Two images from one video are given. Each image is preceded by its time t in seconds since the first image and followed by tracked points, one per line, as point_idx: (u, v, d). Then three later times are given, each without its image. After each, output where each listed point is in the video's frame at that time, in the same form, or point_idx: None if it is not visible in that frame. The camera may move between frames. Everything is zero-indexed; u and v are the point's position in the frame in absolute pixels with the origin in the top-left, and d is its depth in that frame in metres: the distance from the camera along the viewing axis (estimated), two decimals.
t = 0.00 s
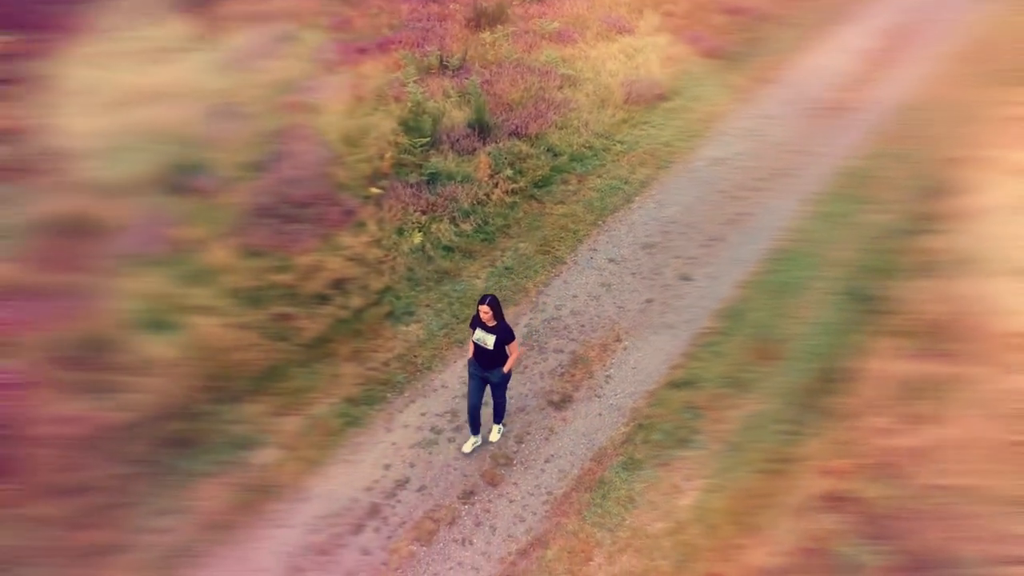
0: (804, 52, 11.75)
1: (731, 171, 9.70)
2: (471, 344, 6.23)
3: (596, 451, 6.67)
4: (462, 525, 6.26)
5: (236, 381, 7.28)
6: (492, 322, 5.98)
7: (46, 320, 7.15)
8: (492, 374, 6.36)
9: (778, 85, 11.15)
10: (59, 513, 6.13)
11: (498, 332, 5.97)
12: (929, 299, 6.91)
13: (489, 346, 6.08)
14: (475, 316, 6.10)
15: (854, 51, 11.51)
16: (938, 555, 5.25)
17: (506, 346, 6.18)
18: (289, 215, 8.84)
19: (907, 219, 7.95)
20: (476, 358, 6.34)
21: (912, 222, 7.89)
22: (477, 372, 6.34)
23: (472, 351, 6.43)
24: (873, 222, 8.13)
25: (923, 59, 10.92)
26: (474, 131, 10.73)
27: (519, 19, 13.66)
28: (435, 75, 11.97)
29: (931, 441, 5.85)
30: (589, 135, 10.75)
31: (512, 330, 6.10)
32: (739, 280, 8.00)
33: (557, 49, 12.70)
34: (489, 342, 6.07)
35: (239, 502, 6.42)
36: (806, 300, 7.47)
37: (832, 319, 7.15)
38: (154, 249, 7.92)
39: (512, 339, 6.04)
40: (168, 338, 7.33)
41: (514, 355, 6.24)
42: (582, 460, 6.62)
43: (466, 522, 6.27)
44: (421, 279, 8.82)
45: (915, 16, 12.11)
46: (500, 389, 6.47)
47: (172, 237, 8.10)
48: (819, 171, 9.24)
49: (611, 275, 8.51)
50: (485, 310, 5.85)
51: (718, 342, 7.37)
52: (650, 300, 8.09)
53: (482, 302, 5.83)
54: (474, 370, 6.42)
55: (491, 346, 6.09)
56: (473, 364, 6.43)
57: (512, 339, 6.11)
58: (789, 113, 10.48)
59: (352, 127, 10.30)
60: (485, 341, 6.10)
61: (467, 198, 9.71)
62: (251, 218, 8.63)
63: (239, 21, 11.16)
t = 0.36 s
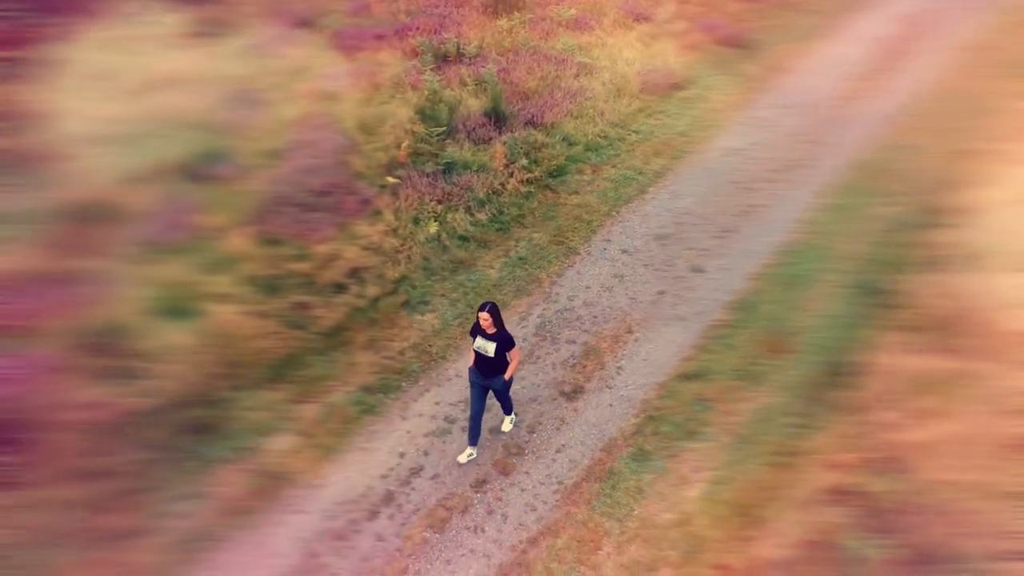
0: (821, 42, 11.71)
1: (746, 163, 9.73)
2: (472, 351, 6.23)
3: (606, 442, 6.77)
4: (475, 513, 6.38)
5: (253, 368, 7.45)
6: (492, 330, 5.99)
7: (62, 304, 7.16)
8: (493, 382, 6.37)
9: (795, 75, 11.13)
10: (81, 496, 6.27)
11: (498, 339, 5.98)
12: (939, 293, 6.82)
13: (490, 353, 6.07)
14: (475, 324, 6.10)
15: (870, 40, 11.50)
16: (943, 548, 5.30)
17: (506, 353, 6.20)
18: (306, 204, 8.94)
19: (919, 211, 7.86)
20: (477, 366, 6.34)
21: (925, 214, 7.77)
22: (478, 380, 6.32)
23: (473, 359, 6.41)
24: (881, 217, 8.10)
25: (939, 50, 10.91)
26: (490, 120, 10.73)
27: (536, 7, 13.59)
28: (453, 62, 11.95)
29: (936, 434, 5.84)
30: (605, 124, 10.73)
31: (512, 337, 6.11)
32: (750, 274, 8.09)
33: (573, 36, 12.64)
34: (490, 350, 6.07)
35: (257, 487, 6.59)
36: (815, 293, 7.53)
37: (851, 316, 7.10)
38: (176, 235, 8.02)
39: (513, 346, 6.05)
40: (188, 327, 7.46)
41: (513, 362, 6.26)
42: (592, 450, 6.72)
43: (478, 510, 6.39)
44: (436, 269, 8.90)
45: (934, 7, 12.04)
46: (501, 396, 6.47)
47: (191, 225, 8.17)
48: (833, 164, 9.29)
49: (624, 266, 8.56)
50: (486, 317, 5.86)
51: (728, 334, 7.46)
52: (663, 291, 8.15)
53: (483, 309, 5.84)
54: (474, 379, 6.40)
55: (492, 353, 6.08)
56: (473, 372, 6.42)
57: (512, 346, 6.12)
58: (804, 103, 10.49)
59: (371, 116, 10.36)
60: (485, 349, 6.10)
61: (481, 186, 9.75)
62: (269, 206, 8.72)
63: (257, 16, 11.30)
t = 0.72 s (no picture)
0: (839, 28, 11.59)
1: (761, 151, 9.71)
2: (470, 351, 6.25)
3: (616, 430, 6.87)
4: (486, 498, 6.52)
5: (273, 353, 7.57)
6: (489, 330, 5.98)
7: (78, 287, 7.40)
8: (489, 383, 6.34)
9: (812, 62, 11.06)
10: (105, 477, 6.49)
11: (495, 339, 5.99)
12: (948, 285, 6.93)
13: (486, 353, 6.08)
14: (472, 323, 6.11)
15: (887, 28, 11.41)
16: (938, 539, 5.52)
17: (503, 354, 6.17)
18: (324, 189, 9.04)
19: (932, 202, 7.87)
20: (474, 366, 6.33)
21: (936, 207, 7.79)
22: (474, 380, 6.33)
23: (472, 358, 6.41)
24: (893, 207, 8.14)
25: (954, 38, 10.86)
26: (506, 107, 10.58)
27: None
28: (469, 48, 11.79)
29: (943, 429, 6.01)
30: (620, 111, 10.69)
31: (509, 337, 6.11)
32: (761, 264, 8.14)
33: (590, 20, 12.53)
34: (486, 349, 6.08)
35: (276, 470, 6.80)
36: (824, 285, 7.60)
37: (861, 306, 7.18)
38: (196, 220, 8.15)
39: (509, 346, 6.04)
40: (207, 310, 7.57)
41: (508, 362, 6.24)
42: (602, 438, 6.82)
43: (490, 496, 6.53)
44: (451, 256, 8.83)
45: None
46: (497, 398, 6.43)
47: (210, 210, 8.26)
48: (847, 154, 9.29)
49: (636, 255, 8.62)
50: (482, 318, 5.83)
51: (739, 324, 7.54)
52: (674, 281, 8.21)
53: (480, 309, 5.81)
54: (471, 379, 6.41)
55: (488, 353, 6.08)
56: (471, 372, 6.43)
57: (509, 346, 6.12)
58: (819, 92, 10.48)
59: (388, 101, 10.39)
60: (481, 349, 6.11)
61: (496, 174, 9.63)
62: (286, 189, 8.80)
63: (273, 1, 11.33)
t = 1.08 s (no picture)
0: (858, 13, 11.48)
1: (775, 138, 9.70)
2: (471, 347, 6.33)
3: (626, 415, 6.98)
4: (498, 481, 6.66)
5: (291, 335, 7.75)
6: (490, 327, 6.04)
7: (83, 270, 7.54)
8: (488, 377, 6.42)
9: (829, 47, 10.98)
10: (126, 455, 6.67)
11: (496, 337, 6.04)
12: (958, 275, 6.95)
13: (487, 350, 6.15)
14: (474, 320, 6.18)
15: (904, 13, 11.32)
16: (942, 529, 5.56)
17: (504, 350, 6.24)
18: (342, 172, 9.18)
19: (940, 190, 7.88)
20: (476, 360, 6.46)
21: (945, 194, 7.81)
22: (475, 373, 6.45)
23: (473, 353, 6.52)
24: (906, 195, 8.14)
25: (970, 22, 10.80)
26: (521, 91, 10.56)
27: None
28: (486, 31, 11.77)
29: (948, 419, 6.07)
30: (636, 96, 10.67)
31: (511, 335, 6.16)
32: (772, 252, 8.20)
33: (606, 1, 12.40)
34: (488, 346, 6.14)
35: (293, 451, 6.99)
36: (834, 274, 7.65)
37: (870, 295, 7.23)
38: (216, 204, 8.31)
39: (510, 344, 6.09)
40: (225, 294, 7.76)
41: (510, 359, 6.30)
42: (612, 423, 6.94)
43: (501, 478, 6.68)
44: (465, 241, 8.90)
45: None
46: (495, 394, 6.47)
47: (230, 193, 8.43)
48: (861, 142, 9.28)
49: (648, 241, 8.67)
50: (483, 316, 5.95)
51: (749, 313, 7.62)
52: (686, 268, 8.26)
53: (481, 308, 5.92)
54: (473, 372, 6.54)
55: (490, 349, 6.15)
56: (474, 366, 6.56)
57: (510, 343, 6.17)
58: (834, 77, 10.44)
59: (404, 84, 10.43)
60: (483, 345, 6.18)
61: (510, 158, 9.65)
62: (303, 172, 8.93)
63: None
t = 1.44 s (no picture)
0: None
1: (786, 124, 9.69)
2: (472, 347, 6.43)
3: (634, 399, 7.12)
4: (508, 461, 6.82)
5: (308, 317, 7.92)
6: (490, 328, 6.16)
7: (95, 252, 7.72)
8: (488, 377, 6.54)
9: (843, 31, 10.92)
10: (148, 433, 6.90)
11: (496, 338, 6.16)
12: (962, 262, 7.24)
13: (487, 351, 6.26)
14: (474, 321, 6.29)
15: None
16: (946, 517, 5.76)
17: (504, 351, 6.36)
18: (359, 156, 9.30)
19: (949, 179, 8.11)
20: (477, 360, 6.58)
21: (954, 181, 8.07)
22: (476, 371, 6.57)
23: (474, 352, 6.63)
24: (916, 183, 8.28)
25: (985, 8, 10.78)
26: (535, 75, 10.55)
27: None
28: (501, 12, 11.74)
29: (951, 406, 6.29)
30: (649, 80, 10.66)
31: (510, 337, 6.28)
32: (781, 237, 8.25)
33: None
34: (488, 347, 6.25)
35: (310, 430, 7.20)
36: (843, 262, 7.71)
37: (875, 282, 7.37)
38: (233, 186, 8.41)
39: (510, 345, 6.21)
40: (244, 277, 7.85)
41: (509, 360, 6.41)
42: (620, 406, 7.08)
43: (511, 459, 6.84)
44: (478, 225, 8.99)
45: None
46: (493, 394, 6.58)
47: (249, 175, 8.54)
48: (873, 129, 9.28)
49: (659, 227, 8.73)
50: (484, 318, 6.06)
51: (758, 299, 7.68)
52: (696, 254, 8.34)
53: (482, 309, 6.04)
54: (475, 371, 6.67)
55: (490, 350, 6.27)
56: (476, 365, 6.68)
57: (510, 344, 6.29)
58: (846, 62, 10.41)
59: (420, 65, 10.44)
60: (483, 346, 6.29)
61: (524, 143, 9.69)
62: (320, 155, 9.04)
63: None
